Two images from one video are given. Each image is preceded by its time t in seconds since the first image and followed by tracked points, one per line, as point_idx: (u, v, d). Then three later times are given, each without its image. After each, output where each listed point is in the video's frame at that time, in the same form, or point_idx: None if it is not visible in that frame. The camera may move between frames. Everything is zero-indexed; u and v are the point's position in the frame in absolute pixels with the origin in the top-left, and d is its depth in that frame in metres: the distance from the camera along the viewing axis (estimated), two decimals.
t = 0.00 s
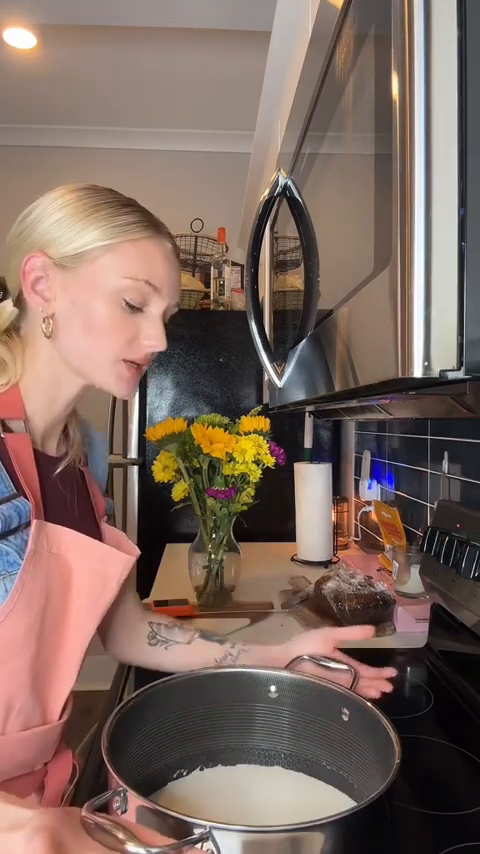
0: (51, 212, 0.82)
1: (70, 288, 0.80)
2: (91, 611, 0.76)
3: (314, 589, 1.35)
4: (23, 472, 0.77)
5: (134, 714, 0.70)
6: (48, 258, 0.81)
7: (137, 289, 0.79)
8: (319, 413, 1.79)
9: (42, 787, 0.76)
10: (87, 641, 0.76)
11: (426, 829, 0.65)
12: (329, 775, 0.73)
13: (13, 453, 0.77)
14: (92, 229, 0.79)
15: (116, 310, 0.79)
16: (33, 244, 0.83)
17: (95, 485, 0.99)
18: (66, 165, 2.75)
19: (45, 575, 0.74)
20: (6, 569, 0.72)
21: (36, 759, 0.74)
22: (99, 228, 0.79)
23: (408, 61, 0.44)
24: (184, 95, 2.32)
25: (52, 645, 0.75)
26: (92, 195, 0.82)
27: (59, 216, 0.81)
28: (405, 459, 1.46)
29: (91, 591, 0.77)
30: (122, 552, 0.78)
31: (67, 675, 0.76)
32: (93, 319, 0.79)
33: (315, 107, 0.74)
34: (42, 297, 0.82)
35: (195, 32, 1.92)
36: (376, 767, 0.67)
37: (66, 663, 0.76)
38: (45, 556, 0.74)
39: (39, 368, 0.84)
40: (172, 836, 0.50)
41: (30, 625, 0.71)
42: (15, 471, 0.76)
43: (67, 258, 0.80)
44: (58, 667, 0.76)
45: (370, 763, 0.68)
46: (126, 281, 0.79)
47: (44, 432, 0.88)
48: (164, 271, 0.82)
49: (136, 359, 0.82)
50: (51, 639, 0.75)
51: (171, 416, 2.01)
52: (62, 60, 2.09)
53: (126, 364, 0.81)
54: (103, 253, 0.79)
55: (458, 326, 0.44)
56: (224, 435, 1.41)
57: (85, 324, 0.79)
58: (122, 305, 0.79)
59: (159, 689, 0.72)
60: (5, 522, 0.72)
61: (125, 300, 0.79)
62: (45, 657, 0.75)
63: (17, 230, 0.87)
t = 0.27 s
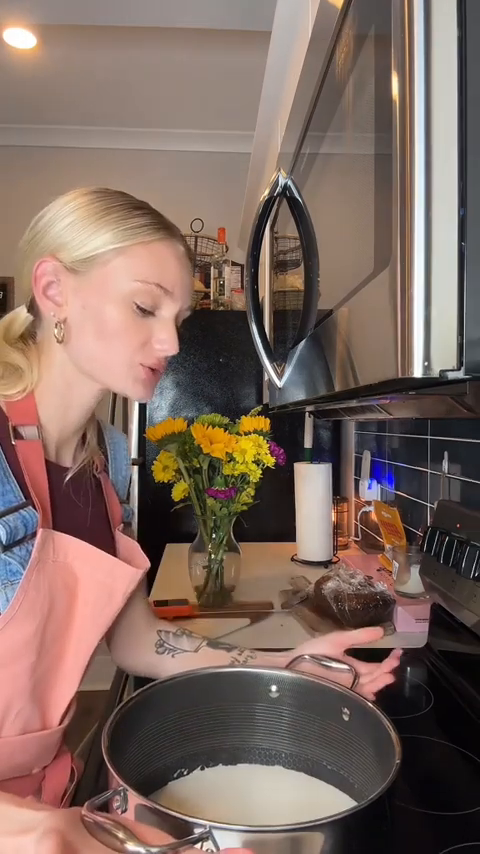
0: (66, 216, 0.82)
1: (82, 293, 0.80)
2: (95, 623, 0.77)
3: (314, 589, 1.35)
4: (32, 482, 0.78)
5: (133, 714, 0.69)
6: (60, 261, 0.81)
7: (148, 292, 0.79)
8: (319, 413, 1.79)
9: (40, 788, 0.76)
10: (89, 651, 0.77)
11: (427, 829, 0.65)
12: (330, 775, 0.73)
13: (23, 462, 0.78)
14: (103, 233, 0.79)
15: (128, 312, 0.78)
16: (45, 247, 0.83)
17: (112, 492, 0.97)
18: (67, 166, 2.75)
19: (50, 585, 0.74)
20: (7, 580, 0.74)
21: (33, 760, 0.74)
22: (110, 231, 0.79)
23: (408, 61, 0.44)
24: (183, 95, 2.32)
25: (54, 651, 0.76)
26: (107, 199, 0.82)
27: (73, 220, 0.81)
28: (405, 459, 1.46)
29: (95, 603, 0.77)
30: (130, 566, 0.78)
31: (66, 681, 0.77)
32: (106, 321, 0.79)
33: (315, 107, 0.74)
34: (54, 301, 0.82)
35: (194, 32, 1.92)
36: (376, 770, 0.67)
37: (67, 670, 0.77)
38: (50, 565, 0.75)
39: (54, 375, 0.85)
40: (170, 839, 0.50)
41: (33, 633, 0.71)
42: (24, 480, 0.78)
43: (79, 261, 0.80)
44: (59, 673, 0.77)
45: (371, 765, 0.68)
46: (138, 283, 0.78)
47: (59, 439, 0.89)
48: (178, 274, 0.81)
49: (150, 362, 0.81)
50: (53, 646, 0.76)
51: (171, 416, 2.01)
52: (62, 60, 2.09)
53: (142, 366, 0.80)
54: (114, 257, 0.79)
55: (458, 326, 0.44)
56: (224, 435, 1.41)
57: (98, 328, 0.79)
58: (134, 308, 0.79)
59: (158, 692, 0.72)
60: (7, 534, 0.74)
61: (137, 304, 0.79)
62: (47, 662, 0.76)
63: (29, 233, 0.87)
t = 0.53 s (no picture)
0: (74, 219, 0.82)
1: (88, 297, 0.80)
2: (101, 623, 0.77)
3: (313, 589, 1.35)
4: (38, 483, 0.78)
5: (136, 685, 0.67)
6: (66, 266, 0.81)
7: (156, 297, 0.78)
8: (318, 413, 1.79)
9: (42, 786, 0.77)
10: (94, 652, 0.77)
11: (426, 829, 0.65)
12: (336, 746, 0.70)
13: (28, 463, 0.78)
14: (111, 237, 0.79)
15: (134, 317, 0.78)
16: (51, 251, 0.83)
17: (118, 489, 0.99)
18: (67, 166, 2.75)
19: (55, 587, 0.74)
20: (13, 582, 0.73)
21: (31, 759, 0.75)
22: (117, 236, 0.79)
23: (408, 62, 0.44)
24: (183, 95, 2.32)
25: (59, 653, 0.77)
26: (116, 202, 0.82)
27: (81, 223, 0.81)
28: (405, 459, 1.46)
29: (101, 604, 0.77)
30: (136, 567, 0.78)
31: (71, 680, 0.78)
32: (113, 327, 0.79)
33: (315, 106, 0.74)
34: (59, 305, 0.82)
35: (194, 32, 1.92)
36: (378, 735, 0.64)
37: (72, 671, 0.78)
38: (57, 567, 0.75)
39: (59, 378, 0.85)
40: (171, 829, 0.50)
41: (38, 635, 0.72)
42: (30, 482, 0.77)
43: (85, 265, 0.80)
44: (64, 673, 0.78)
45: (373, 732, 0.65)
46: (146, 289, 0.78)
47: (66, 441, 0.89)
48: (187, 282, 0.81)
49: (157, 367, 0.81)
50: (59, 647, 0.76)
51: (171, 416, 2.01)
52: (62, 60, 2.09)
53: (150, 372, 0.80)
54: (121, 262, 0.79)
55: (458, 326, 0.44)
56: (224, 435, 1.41)
57: (104, 333, 0.79)
58: (142, 313, 0.78)
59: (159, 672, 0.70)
60: (15, 535, 0.73)
61: (145, 308, 0.78)
62: (52, 663, 0.76)
63: (35, 234, 0.86)
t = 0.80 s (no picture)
0: (72, 222, 0.80)
1: (92, 304, 0.80)
2: (91, 618, 0.79)
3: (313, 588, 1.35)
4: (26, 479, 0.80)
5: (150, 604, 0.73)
6: (71, 271, 0.80)
7: (157, 308, 0.81)
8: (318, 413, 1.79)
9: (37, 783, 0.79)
10: (85, 643, 0.80)
11: (426, 830, 0.65)
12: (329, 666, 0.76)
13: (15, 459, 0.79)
14: (113, 248, 0.79)
15: (136, 326, 0.80)
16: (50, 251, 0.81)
17: (107, 485, 1.00)
18: (67, 166, 2.75)
19: (43, 585, 0.75)
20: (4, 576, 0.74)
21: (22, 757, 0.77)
22: (122, 247, 0.79)
23: (408, 62, 0.44)
24: (183, 95, 2.32)
25: (49, 643, 0.79)
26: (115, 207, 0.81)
27: (81, 229, 0.80)
28: (405, 459, 1.46)
29: (91, 599, 0.79)
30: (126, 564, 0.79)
31: (64, 669, 0.80)
32: (110, 331, 0.80)
33: (315, 106, 0.74)
34: (60, 309, 0.81)
35: (194, 32, 1.92)
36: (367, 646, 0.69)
37: (63, 659, 0.81)
38: (45, 565, 0.76)
39: (46, 378, 0.85)
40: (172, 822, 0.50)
41: (27, 632, 0.74)
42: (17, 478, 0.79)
43: (90, 273, 0.79)
44: (55, 661, 0.80)
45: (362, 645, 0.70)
46: (145, 297, 0.80)
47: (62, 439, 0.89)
48: (180, 292, 0.83)
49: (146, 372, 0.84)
50: (48, 638, 0.79)
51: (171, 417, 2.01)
52: (62, 60, 2.09)
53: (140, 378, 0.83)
54: (125, 273, 0.79)
55: (458, 326, 0.44)
56: (225, 435, 1.41)
57: (104, 339, 0.80)
58: (143, 321, 0.81)
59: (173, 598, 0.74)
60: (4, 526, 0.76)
61: (146, 319, 0.80)
62: (42, 654, 0.78)
63: (30, 224, 0.83)
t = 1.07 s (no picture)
0: (69, 226, 0.77)
1: (94, 308, 0.78)
2: (88, 611, 0.80)
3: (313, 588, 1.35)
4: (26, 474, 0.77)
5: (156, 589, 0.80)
6: (70, 274, 0.77)
7: (157, 311, 0.81)
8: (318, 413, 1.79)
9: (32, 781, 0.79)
10: (82, 639, 0.80)
11: (426, 830, 0.65)
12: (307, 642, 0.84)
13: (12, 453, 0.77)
14: (116, 254, 0.77)
15: (134, 328, 0.79)
16: (44, 254, 0.78)
17: (97, 481, 1.00)
18: (68, 166, 2.75)
19: (42, 579, 0.75)
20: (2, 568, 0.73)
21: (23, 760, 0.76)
22: (124, 251, 0.77)
23: (408, 62, 0.44)
24: (183, 95, 2.32)
25: (45, 641, 0.79)
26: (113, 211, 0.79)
27: (79, 233, 0.77)
28: (405, 459, 1.46)
29: (88, 593, 0.80)
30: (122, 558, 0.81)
31: (59, 664, 0.81)
32: (109, 334, 0.78)
33: (315, 106, 0.74)
34: (59, 314, 0.78)
35: (193, 32, 1.92)
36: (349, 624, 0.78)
37: (61, 655, 0.81)
38: (43, 559, 0.76)
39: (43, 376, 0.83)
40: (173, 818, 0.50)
41: (26, 630, 0.73)
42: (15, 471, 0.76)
43: (92, 277, 0.77)
44: (51, 660, 0.80)
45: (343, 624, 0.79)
46: (145, 301, 0.79)
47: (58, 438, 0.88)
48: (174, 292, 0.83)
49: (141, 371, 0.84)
50: (45, 635, 0.78)
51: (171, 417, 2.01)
52: (63, 60, 2.09)
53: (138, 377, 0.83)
54: (127, 279, 0.78)
55: (459, 326, 0.44)
56: (224, 435, 1.41)
57: (104, 340, 0.79)
58: (141, 325, 0.80)
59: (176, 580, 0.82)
60: (6, 521, 0.73)
61: (146, 321, 0.80)
62: (39, 650, 0.78)
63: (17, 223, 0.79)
